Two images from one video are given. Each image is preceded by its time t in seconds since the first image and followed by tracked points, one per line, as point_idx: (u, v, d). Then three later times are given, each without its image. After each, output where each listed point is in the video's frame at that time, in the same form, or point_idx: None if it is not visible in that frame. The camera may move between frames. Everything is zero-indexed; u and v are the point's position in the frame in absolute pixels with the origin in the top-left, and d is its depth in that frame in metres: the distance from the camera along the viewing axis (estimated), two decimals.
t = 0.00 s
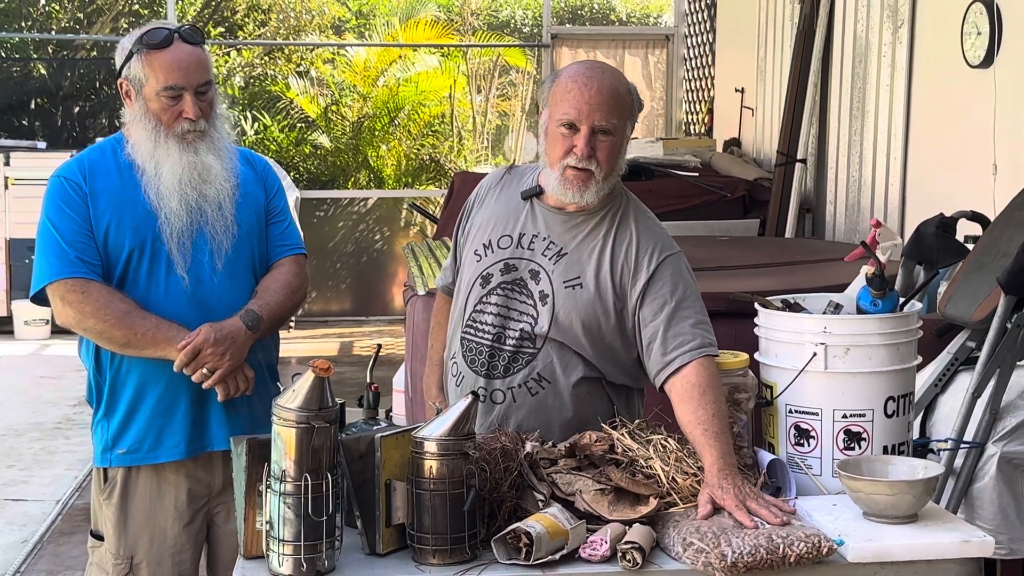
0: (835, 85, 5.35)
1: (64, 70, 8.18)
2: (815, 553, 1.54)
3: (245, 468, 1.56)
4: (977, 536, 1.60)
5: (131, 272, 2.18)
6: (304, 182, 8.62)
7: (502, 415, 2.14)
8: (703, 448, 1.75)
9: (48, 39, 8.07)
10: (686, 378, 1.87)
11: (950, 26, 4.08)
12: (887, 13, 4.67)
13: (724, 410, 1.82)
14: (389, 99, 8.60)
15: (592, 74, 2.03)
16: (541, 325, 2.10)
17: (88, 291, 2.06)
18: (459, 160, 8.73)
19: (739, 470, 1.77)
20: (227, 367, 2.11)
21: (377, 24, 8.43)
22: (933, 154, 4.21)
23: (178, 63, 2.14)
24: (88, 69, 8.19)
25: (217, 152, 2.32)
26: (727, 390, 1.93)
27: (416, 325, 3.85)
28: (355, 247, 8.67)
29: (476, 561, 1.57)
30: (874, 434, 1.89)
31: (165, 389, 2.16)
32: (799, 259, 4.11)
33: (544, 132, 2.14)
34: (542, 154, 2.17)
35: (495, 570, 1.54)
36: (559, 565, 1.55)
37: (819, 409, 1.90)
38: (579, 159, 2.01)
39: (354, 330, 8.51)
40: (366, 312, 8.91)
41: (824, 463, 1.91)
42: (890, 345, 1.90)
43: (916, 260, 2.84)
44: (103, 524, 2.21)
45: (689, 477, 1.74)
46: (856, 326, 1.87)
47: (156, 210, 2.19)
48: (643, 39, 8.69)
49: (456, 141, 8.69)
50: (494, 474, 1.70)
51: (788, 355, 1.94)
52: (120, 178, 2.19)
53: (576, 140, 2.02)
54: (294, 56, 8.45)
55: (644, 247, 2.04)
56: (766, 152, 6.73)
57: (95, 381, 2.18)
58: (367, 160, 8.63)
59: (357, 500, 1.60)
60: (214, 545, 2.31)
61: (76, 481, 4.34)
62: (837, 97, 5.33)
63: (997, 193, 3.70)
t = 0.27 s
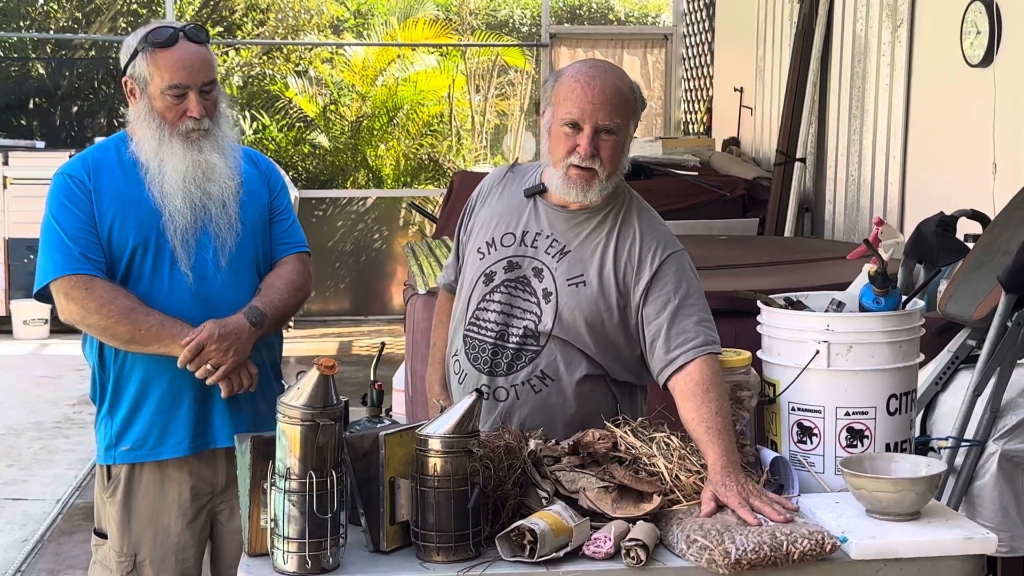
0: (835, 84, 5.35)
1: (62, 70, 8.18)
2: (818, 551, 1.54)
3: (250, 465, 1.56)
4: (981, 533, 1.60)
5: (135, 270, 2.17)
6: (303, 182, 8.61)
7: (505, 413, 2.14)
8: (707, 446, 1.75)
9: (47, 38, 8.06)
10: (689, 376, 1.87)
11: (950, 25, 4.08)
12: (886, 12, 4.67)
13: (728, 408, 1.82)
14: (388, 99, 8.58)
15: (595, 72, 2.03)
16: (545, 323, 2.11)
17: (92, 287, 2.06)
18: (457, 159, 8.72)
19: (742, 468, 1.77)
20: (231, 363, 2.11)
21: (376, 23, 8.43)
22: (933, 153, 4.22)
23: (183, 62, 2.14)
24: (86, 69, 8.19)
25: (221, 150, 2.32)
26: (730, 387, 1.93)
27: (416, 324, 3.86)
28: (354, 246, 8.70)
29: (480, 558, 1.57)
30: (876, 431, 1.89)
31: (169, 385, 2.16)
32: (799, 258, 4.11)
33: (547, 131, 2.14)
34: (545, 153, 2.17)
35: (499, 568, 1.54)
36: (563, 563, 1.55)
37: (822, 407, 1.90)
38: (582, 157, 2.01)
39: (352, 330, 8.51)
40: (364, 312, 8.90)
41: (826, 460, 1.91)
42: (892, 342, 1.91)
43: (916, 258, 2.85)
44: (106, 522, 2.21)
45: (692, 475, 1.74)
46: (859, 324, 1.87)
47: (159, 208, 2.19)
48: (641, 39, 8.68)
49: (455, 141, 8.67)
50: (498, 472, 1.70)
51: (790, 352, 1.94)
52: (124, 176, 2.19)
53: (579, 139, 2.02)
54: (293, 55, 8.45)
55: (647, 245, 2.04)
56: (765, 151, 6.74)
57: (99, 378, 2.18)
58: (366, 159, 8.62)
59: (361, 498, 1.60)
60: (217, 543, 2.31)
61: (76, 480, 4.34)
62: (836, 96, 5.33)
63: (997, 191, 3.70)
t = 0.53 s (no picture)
0: (833, 82, 5.35)
1: (61, 68, 8.17)
2: (819, 547, 1.55)
3: (252, 462, 1.56)
4: (980, 530, 1.61)
5: (137, 267, 2.18)
6: (302, 180, 8.61)
7: (505, 410, 2.15)
8: (707, 443, 1.75)
9: (46, 36, 8.07)
10: (690, 373, 1.87)
11: (949, 23, 4.08)
12: (885, 10, 4.68)
13: (729, 405, 1.83)
14: (387, 97, 8.57)
15: (595, 71, 2.03)
16: (545, 320, 2.11)
17: (94, 285, 2.06)
18: (456, 157, 8.72)
19: (743, 464, 1.77)
20: (233, 361, 2.11)
21: (374, 21, 8.43)
22: (931, 151, 4.23)
23: (185, 60, 2.15)
24: (85, 67, 8.18)
25: (223, 149, 2.33)
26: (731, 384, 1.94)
27: (416, 322, 3.86)
28: (353, 245, 8.71)
29: (482, 555, 1.58)
30: (876, 428, 1.90)
31: (171, 382, 2.16)
32: (798, 256, 4.12)
33: (547, 129, 2.14)
34: (545, 150, 2.17)
35: (501, 564, 1.55)
36: (565, 559, 1.56)
37: (822, 404, 1.91)
38: (582, 156, 2.02)
39: (351, 328, 8.51)
40: (363, 310, 8.90)
41: (827, 457, 1.91)
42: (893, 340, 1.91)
43: (915, 256, 2.88)
44: (108, 519, 2.21)
45: (693, 471, 1.74)
46: (860, 321, 1.87)
47: (161, 206, 2.19)
48: (640, 37, 8.68)
49: (453, 139, 8.66)
50: (499, 469, 1.70)
51: (790, 350, 1.95)
52: (125, 174, 2.19)
53: (579, 138, 2.02)
54: (292, 53, 8.45)
55: (648, 243, 2.04)
56: (763, 149, 6.74)
57: (101, 375, 2.18)
58: (364, 157, 8.62)
59: (363, 495, 1.61)
60: (219, 540, 2.31)
61: (76, 478, 4.34)
62: (835, 94, 5.33)
63: (995, 189, 3.71)
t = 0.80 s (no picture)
0: (830, 81, 5.36)
1: (59, 67, 8.17)
2: (811, 546, 1.55)
3: (245, 462, 1.56)
4: (973, 528, 1.61)
5: (132, 267, 2.18)
6: (300, 179, 8.60)
7: (499, 409, 2.15)
8: (700, 442, 1.76)
9: (44, 35, 8.07)
10: (683, 372, 1.88)
11: (946, 22, 4.09)
12: (882, 9, 4.68)
13: (722, 404, 1.83)
14: (385, 96, 8.57)
15: (588, 71, 2.03)
16: (539, 319, 2.11)
17: (88, 285, 2.06)
18: (455, 156, 8.71)
19: (736, 464, 1.78)
20: (227, 361, 2.11)
21: (372, 20, 8.44)
22: (928, 150, 4.23)
23: (178, 59, 2.14)
24: (83, 66, 8.18)
25: (217, 148, 2.33)
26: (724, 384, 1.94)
27: (412, 322, 3.86)
28: (351, 243, 8.69)
29: (474, 554, 1.58)
30: (869, 428, 1.90)
31: (165, 383, 2.16)
32: (795, 254, 4.12)
33: (541, 129, 2.14)
34: (539, 150, 2.17)
35: (494, 563, 1.55)
36: (557, 558, 1.56)
37: (815, 403, 1.91)
38: (575, 156, 2.02)
39: (350, 326, 8.51)
40: (362, 309, 8.90)
41: (820, 456, 1.92)
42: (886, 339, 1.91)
43: (911, 255, 2.84)
44: (103, 518, 2.21)
45: (686, 471, 1.74)
46: (853, 320, 1.87)
47: (155, 205, 2.19)
48: (638, 35, 8.67)
49: (451, 137, 8.67)
50: (492, 468, 1.71)
51: (784, 349, 1.95)
52: (120, 174, 2.19)
53: (572, 137, 2.02)
54: (290, 52, 8.44)
55: (642, 242, 2.04)
56: (761, 148, 6.74)
57: (96, 375, 2.18)
58: (363, 156, 8.63)
59: (356, 494, 1.61)
60: (214, 539, 2.32)
61: (73, 477, 4.34)
62: (832, 93, 5.34)
63: (992, 188, 3.71)
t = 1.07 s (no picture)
0: (829, 79, 5.36)
1: (59, 66, 8.17)
2: (803, 545, 1.55)
3: (237, 461, 1.56)
4: (965, 527, 1.61)
5: (126, 268, 2.18)
6: (300, 177, 8.61)
7: (493, 408, 2.15)
8: (693, 442, 1.76)
9: (43, 34, 8.07)
10: (676, 372, 1.88)
11: (944, 20, 4.08)
12: (880, 7, 4.68)
13: (715, 404, 1.83)
14: (384, 94, 8.58)
15: (581, 70, 2.03)
16: (533, 318, 2.11)
17: (82, 286, 2.07)
18: (454, 155, 8.74)
19: (729, 463, 1.78)
20: (220, 361, 2.12)
21: (372, 18, 8.47)
22: (927, 148, 4.23)
23: (171, 58, 2.15)
24: (83, 65, 8.19)
25: (212, 147, 2.33)
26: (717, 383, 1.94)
27: (410, 320, 3.86)
28: (350, 242, 8.68)
29: (467, 553, 1.58)
30: (863, 427, 1.90)
31: (159, 383, 2.17)
32: (793, 253, 4.12)
33: (535, 128, 2.14)
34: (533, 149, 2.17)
35: (485, 563, 1.55)
36: (549, 557, 1.56)
37: (809, 402, 1.91)
38: (569, 156, 2.02)
39: (349, 325, 8.51)
40: (362, 307, 8.89)
41: (813, 455, 1.92)
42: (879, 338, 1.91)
43: (908, 254, 2.86)
44: (98, 517, 2.22)
45: (679, 470, 1.75)
46: (846, 320, 1.88)
47: (150, 205, 2.20)
48: (639, 34, 8.62)
49: (451, 136, 8.71)
50: (484, 468, 1.71)
51: (777, 348, 1.95)
52: (114, 174, 2.19)
53: (566, 138, 2.02)
54: (290, 51, 8.44)
55: (636, 241, 2.04)
56: (760, 146, 6.74)
57: (90, 376, 2.18)
58: (362, 154, 8.64)
59: (348, 494, 1.61)
60: (210, 538, 2.32)
61: (71, 476, 4.35)
62: (831, 91, 5.34)
63: (990, 187, 3.71)
